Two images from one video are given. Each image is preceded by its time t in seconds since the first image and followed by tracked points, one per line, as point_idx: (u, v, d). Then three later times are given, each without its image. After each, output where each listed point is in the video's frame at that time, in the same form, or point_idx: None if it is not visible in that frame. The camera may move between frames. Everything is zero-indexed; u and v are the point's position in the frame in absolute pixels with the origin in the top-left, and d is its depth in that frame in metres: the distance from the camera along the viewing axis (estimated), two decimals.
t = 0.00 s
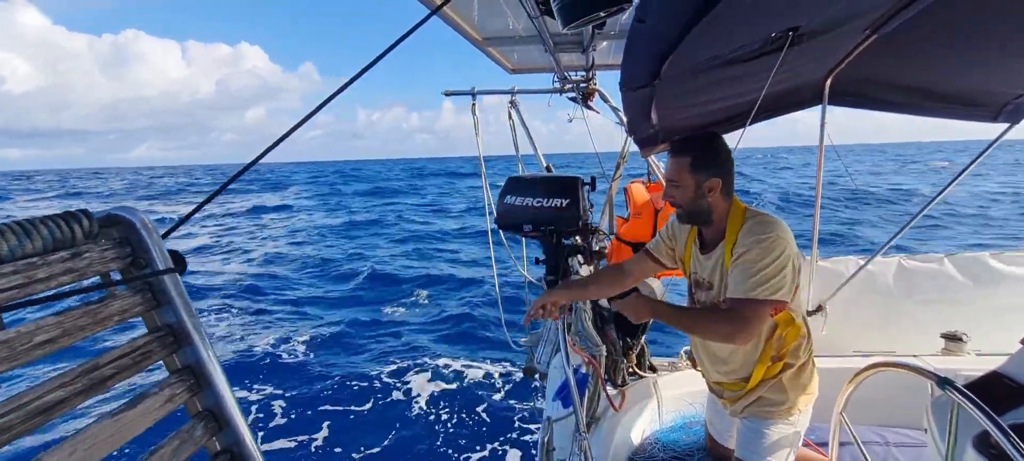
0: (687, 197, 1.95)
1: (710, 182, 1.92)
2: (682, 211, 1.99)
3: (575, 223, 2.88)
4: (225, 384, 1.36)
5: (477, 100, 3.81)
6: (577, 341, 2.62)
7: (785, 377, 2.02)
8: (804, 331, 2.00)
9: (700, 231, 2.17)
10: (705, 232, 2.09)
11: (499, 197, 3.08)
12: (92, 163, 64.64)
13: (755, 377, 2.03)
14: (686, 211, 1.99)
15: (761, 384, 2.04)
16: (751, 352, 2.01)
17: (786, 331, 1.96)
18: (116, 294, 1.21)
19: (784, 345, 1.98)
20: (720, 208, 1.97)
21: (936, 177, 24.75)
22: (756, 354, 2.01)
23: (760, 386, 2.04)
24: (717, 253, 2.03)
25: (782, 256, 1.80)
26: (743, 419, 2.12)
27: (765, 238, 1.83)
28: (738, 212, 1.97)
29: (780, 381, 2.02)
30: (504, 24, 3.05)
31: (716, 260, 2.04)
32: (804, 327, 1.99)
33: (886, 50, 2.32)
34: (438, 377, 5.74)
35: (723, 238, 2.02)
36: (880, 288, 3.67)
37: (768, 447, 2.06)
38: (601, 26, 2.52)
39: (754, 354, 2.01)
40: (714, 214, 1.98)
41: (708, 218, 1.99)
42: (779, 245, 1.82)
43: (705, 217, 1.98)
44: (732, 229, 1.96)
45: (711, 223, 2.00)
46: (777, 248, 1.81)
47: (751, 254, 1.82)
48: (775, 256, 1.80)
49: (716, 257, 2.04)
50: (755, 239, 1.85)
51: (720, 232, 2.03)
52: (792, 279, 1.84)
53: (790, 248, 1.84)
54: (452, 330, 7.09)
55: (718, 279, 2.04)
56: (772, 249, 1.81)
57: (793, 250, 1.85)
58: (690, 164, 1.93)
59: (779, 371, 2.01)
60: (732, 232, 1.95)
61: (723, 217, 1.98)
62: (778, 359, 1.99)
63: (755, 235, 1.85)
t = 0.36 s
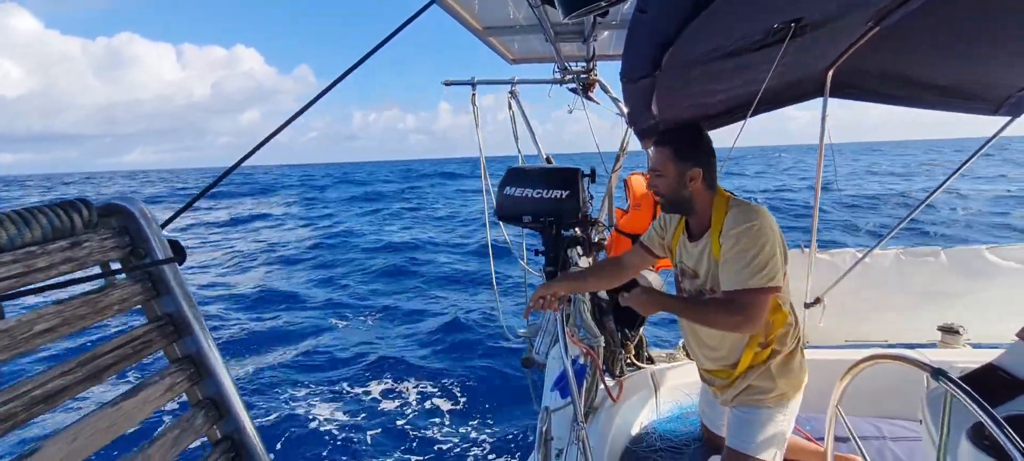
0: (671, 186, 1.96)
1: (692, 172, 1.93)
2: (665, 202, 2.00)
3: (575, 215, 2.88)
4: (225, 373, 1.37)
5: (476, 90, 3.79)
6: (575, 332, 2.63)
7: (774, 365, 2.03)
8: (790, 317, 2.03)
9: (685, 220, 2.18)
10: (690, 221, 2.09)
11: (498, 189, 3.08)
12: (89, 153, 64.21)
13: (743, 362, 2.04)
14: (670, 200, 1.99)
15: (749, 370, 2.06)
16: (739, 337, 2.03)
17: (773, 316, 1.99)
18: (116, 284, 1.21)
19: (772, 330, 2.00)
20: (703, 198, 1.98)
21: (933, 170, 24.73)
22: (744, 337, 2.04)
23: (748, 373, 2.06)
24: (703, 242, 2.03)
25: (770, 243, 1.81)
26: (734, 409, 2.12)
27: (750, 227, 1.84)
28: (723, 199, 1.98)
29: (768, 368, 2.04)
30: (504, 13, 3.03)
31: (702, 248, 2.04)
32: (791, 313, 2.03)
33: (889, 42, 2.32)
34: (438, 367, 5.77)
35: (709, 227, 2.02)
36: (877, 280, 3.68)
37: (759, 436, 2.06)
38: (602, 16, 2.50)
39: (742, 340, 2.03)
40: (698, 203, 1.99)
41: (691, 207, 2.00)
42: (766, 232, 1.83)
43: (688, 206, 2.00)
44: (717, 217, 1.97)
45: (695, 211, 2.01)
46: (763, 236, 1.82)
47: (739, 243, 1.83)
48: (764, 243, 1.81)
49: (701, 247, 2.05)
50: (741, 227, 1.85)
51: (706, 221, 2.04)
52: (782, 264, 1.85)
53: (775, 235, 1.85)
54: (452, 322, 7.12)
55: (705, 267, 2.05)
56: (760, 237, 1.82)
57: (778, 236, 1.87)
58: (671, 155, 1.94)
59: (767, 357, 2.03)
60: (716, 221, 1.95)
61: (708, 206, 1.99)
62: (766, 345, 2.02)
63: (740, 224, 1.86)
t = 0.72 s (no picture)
0: (663, 172, 1.96)
1: (684, 156, 1.93)
2: (657, 186, 2.00)
3: (573, 203, 2.88)
4: (225, 362, 1.38)
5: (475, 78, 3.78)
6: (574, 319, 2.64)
7: (763, 350, 2.05)
8: (779, 303, 2.05)
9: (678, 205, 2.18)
10: (684, 206, 2.10)
11: (497, 178, 3.08)
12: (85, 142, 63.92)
13: (732, 348, 2.06)
14: (663, 185, 2.00)
15: (738, 355, 2.08)
16: (728, 323, 2.06)
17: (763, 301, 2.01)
18: (115, 274, 1.22)
19: (762, 316, 2.02)
20: (694, 181, 1.98)
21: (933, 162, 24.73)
22: (733, 323, 2.05)
23: (737, 358, 2.08)
24: (696, 226, 2.04)
25: (763, 226, 1.81)
26: (725, 395, 2.14)
27: (741, 210, 1.84)
28: (715, 183, 1.98)
29: (757, 353, 2.05)
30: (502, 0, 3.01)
31: (695, 233, 2.05)
32: (781, 297, 2.05)
33: (889, 30, 2.31)
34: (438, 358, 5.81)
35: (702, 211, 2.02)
36: (875, 269, 3.70)
37: (750, 422, 2.07)
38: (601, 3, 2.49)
39: (730, 324, 2.05)
40: (689, 187, 1.99)
41: (683, 191, 2.00)
42: (758, 216, 1.83)
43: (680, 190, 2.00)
44: (709, 201, 1.97)
45: (688, 195, 2.01)
46: (756, 219, 1.82)
47: (732, 226, 1.83)
48: (757, 226, 1.81)
49: (693, 230, 2.05)
50: (733, 211, 1.86)
51: (698, 205, 2.04)
52: (776, 246, 1.86)
53: (767, 217, 1.86)
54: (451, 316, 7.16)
55: (697, 252, 2.05)
56: (752, 220, 1.83)
57: (770, 219, 1.87)
58: (663, 140, 1.94)
59: (755, 342, 2.05)
60: (708, 205, 1.96)
61: (700, 190, 1.99)
62: (755, 329, 2.04)
63: (732, 207, 1.86)
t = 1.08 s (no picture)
0: (657, 165, 1.97)
1: (678, 149, 1.94)
2: (652, 179, 2.01)
3: (569, 198, 2.88)
4: (221, 358, 1.38)
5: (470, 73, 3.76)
6: (570, 314, 2.65)
7: (755, 343, 2.06)
8: (771, 296, 2.06)
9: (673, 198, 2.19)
10: (678, 199, 2.10)
11: (493, 173, 3.07)
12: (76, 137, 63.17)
13: (724, 341, 2.07)
14: (657, 179, 2.00)
15: (731, 349, 2.09)
16: (720, 317, 2.07)
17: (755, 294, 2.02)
18: (109, 271, 1.21)
19: (754, 309, 2.04)
20: (689, 175, 1.99)
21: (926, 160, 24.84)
22: (726, 317, 2.06)
23: (729, 351, 2.09)
24: (690, 220, 2.05)
25: (756, 220, 1.82)
26: (718, 388, 2.16)
27: (735, 203, 1.85)
28: (709, 177, 1.98)
29: (748, 347, 2.07)
30: None
31: (689, 226, 2.05)
32: (773, 291, 2.06)
33: (885, 23, 2.31)
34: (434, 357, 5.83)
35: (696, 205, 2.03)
36: (868, 263, 3.72)
37: (742, 415, 2.09)
38: None
39: (723, 317, 2.06)
40: (684, 180, 2.00)
41: (678, 184, 2.01)
42: (751, 209, 1.84)
43: (675, 184, 2.00)
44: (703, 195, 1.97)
45: (682, 189, 2.02)
46: (749, 212, 1.83)
47: (726, 219, 1.84)
48: (750, 220, 1.82)
49: (687, 223, 2.06)
50: (727, 205, 1.86)
51: (693, 198, 2.04)
52: (769, 240, 1.87)
53: (760, 211, 1.86)
54: (447, 320, 7.18)
55: (691, 245, 2.06)
56: (746, 214, 1.83)
57: (764, 212, 1.88)
58: (658, 133, 1.95)
59: (748, 336, 2.06)
60: (702, 198, 1.96)
61: (695, 183, 2.00)
62: (747, 323, 2.05)
63: (726, 201, 1.87)
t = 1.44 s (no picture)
0: (651, 168, 1.98)
1: (671, 152, 1.95)
2: (645, 182, 2.01)
3: (564, 202, 2.89)
4: (214, 364, 1.37)
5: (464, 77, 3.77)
6: (566, 318, 2.66)
7: (748, 345, 2.07)
8: (765, 298, 2.07)
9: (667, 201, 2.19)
10: (672, 201, 2.11)
11: (488, 176, 3.08)
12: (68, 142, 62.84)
13: (719, 344, 2.08)
14: (651, 182, 2.01)
15: (725, 351, 2.10)
16: (715, 319, 2.07)
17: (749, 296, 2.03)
18: (101, 276, 1.21)
19: (748, 312, 2.04)
20: (682, 178, 1.99)
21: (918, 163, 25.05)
22: (720, 319, 2.07)
23: (724, 354, 2.10)
24: (684, 223, 2.05)
25: (749, 223, 1.83)
26: (713, 391, 2.16)
27: (728, 206, 1.85)
28: (702, 179, 1.99)
29: (743, 349, 2.07)
30: None
31: (682, 229, 2.06)
32: (766, 293, 2.07)
33: (876, 27, 2.33)
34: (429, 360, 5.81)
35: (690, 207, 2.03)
36: (863, 266, 3.73)
37: (737, 418, 2.09)
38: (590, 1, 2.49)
39: (718, 319, 2.06)
40: (678, 183, 2.00)
41: (671, 187, 2.01)
42: (745, 212, 1.84)
43: (668, 187, 2.01)
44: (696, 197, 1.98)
45: (676, 191, 2.03)
46: (742, 215, 1.84)
47: (719, 222, 1.85)
48: (743, 222, 1.83)
49: (681, 226, 2.07)
50: (720, 208, 1.87)
51: (686, 201, 2.05)
52: (762, 243, 1.87)
53: (754, 214, 1.87)
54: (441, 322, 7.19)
55: (685, 248, 2.06)
56: (739, 217, 1.84)
57: (756, 215, 1.88)
58: (651, 135, 1.96)
59: (743, 338, 2.07)
60: (696, 201, 1.97)
61: (688, 185, 2.00)
62: (742, 325, 2.05)
63: (719, 204, 1.87)
